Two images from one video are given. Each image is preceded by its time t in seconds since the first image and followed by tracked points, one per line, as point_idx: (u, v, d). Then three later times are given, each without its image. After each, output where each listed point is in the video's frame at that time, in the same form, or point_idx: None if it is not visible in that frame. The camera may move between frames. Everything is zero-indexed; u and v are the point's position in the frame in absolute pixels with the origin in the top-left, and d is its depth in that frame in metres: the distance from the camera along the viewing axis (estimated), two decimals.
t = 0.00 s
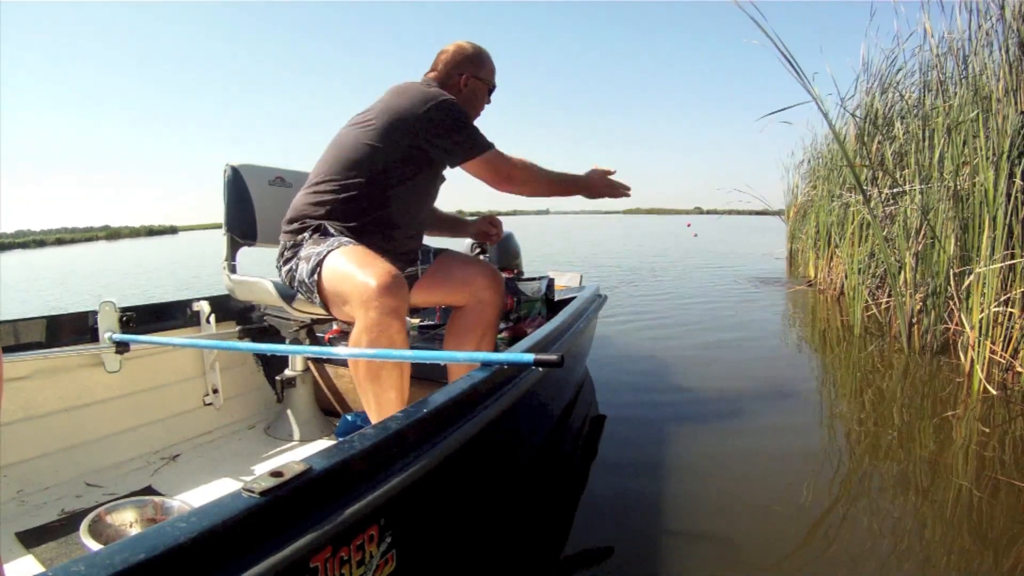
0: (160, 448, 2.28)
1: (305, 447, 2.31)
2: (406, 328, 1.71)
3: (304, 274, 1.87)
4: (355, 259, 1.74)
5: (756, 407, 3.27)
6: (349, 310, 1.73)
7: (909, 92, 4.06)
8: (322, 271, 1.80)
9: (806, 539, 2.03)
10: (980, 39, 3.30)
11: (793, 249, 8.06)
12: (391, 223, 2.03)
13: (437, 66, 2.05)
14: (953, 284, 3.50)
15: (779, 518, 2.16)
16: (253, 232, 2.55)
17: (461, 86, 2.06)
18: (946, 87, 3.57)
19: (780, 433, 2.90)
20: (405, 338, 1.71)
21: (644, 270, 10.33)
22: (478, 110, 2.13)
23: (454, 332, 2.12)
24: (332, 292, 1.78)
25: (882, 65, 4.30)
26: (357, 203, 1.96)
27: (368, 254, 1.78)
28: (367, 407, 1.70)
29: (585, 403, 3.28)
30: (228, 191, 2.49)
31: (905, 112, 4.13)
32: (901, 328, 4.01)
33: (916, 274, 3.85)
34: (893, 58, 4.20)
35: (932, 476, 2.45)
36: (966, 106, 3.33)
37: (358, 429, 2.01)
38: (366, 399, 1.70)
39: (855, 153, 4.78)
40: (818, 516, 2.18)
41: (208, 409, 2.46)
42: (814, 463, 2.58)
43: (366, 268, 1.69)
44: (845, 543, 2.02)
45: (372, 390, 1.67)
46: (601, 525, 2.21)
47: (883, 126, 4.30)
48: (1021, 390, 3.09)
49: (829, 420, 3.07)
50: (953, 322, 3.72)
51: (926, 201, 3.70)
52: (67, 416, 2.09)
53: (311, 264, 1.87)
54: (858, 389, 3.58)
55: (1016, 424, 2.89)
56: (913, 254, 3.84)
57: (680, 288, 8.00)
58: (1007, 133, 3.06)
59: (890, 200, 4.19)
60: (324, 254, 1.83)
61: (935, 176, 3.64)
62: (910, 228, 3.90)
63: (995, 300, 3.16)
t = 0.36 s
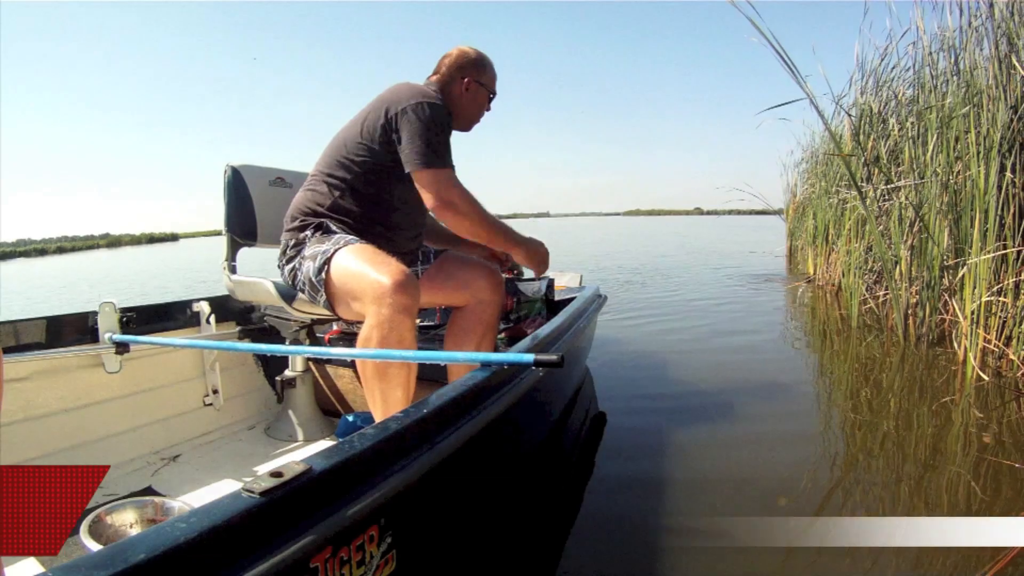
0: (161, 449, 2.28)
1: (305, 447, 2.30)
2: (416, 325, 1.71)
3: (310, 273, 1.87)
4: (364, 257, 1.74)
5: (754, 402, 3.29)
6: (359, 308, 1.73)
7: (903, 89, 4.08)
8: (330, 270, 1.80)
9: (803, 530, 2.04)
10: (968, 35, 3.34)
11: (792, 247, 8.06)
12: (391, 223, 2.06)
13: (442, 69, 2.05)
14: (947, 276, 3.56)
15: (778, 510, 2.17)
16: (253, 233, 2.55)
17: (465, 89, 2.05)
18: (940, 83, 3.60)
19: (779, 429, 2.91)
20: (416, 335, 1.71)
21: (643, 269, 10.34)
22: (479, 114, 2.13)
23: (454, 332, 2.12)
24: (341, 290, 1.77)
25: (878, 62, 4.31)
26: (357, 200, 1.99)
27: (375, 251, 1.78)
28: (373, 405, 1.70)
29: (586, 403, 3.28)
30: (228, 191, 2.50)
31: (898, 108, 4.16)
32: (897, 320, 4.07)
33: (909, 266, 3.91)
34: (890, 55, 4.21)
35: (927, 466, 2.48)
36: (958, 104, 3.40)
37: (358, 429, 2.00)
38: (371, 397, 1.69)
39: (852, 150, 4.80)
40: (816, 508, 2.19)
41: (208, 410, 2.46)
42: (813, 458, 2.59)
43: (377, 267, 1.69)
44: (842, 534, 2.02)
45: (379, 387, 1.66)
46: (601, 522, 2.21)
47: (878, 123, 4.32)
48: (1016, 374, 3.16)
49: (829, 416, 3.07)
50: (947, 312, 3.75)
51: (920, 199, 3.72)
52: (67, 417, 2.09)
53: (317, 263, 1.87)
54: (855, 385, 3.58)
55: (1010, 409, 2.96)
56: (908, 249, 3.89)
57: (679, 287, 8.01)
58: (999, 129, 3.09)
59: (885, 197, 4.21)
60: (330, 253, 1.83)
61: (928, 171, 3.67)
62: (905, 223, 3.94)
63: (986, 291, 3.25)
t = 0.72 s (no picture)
0: (160, 449, 2.28)
1: (305, 447, 2.30)
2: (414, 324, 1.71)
3: (307, 275, 1.87)
4: (362, 258, 1.74)
5: (752, 404, 3.30)
6: (358, 309, 1.73)
7: (904, 95, 4.10)
8: (328, 271, 1.80)
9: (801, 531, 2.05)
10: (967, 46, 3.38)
11: (793, 249, 8.07)
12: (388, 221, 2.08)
13: (459, 75, 2.05)
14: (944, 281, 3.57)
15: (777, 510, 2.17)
16: (253, 233, 2.55)
17: (473, 100, 2.04)
18: (939, 90, 3.62)
19: (778, 430, 2.92)
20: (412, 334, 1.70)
21: (642, 270, 10.34)
22: (486, 128, 2.13)
23: (454, 332, 2.12)
24: (339, 291, 1.77)
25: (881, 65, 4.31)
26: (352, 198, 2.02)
27: (373, 252, 1.78)
28: (372, 406, 1.70)
29: (586, 404, 3.27)
30: (228, 191, 2.49)
31: (897, 116, 4.18)
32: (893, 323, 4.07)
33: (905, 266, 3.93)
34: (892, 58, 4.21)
35: (924, 464, 2.50)
36: (956, 112, 3.43)
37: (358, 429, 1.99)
38: (370, 397, 1.69)
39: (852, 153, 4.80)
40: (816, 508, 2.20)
41: (208, 410, 2.46)
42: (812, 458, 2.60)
43: (374, 266, 1.69)
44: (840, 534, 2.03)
45: (378, 386, 1.66)
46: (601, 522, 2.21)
47: (877, 128, 4.34)
48: (1004, 379, 3.24)
49: (828, 417, 3.08)
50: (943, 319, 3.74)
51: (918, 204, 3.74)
52: (66, 416, 2.09)
53: (315, 264, 1.87)
54: (853, 386, 3.59)
55: (1002, 409, 2.99)
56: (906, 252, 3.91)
57: (679, 288, 8.01)
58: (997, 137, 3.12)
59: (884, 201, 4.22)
60: (328, 254, 1.83)
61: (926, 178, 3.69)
62: (902, 225, 3.95)
63: (981, 296, 3.30)
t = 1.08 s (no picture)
0: (161, 449, 2.28)
1: (304, 448, 2.30)
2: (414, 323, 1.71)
3: (305, 275, 1.87)
4: (361, 258, 1.74)
5: (751, 404, 3.30)
6: (357, 309, 1.73)
7: (903, 99, 4.12)
8: (326, 272, 1.80)
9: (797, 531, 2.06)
10: (965, 53, 3.40)
11: (792, 250, 8.08)
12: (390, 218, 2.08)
13: (444, 69, 2.06)
14: (935, 281, 3.64)
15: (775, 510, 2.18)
16: (253, 233, 2.55)
17: (461, 90, 2.04)
18: (936, 95, 3.64)
19: (776, 430, 2.92)
20: (412, 334, 1.70)
21: (641, 271, 10.35)
22: (482, 116, 2.11)
23: (454, 332, 2.12)
24: (338, 291, 1.77)
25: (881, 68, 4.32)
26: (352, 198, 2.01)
27: (372, 252, 1.78)
28: (371, 406, 1.70)
29: (585, 404, 3.27)
30: (228, 191, 2.48)
31: (895, 120, 4.21)
32: (889, 323, 4.10)
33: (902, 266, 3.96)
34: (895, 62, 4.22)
35: (918, 462, 2.53)
36: (954, 115, 3.44)
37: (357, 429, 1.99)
38: (370, 397, 1.69)
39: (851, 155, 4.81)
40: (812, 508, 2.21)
41: (208, 409, 2.46)
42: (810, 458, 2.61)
43: (374, 266, 1.69)
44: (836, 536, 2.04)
45: (377, 386, 1.66)
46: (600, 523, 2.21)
47: (877, 131, 4.36)
48: (993, 381, 3.26)
49: (826, 417, 3.08)
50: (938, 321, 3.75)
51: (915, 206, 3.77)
52: (67, 416, 2.09)
53: (313, 265, 1.87)
54: (851, 386, 3.60)
55: (993, 409, 3.00)
56: (901, 254, 3.93)
57: (678, 288, 8.02)
58: (992, 143, 3.15)
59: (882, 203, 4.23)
60: (327, 255, 1.83)
61: (923, 183, 3.70)
62: (899, 226, 3.97)
63: (974, 297, 3.33)
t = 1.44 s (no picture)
0: (161, 449, 2.28)
1: (305, 448, 2.30)
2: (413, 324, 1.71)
3: (304, 277, 1.87)
4: (361, 259, 1.73)
5: (750, 404, 3.30)
6: (356, 309, 1.73)
7: (900, 99, 4.12)
8: (325, 273, 1.80)
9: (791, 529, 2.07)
10: (961, 52, 3.40)
11: (792, 250, 8.08)
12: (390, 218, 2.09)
13: (436, 68, 2.05)
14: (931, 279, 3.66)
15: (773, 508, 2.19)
16: (253, 233, 2.55)
17: (460, 90, 2.04)
18: (932, 95, 3.65)
19: (775, 429, 2.92)
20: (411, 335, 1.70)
21: (641, 271, 10.35)
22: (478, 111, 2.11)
23: (454, 332, 2.13)
24: (338, 292, 1.77)
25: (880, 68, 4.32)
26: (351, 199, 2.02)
27: (371, 253, 1.78)
28: (371, 406, 1.70)
29: (586, 404, 3.28)
30: (228, 191, 2.48)
31: (893, 121, 4.21)
32: (885, 318, 4.12)
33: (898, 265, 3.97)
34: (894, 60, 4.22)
35: (914, 460, 2.53)
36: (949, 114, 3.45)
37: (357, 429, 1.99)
38: (369, 397, 1.69)
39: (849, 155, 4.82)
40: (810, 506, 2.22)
41: (208, 410, 2.46)
42: (808, 456, 2.61)
43: (374, 266, 1.69)
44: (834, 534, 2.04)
45: (377, 386, 1.66)
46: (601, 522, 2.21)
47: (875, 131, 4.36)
48: (984, 371, 3.33)
49: (825, 416, 3.09)
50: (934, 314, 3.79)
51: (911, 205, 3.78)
52: (67, 416, 2.09)
53: (311, 266, 1.87)
54: (849, 384, 3.60)
55: (987, 401, 3.04)
56: (897, 252, 3.96)
57: (677, 288, 8.02)
58: (986, 141, 3.17)
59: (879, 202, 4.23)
60: (326, 256, 1.83)
61: (919, 180, 3.70)
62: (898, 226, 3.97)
63: (968, 292, 3.37)
